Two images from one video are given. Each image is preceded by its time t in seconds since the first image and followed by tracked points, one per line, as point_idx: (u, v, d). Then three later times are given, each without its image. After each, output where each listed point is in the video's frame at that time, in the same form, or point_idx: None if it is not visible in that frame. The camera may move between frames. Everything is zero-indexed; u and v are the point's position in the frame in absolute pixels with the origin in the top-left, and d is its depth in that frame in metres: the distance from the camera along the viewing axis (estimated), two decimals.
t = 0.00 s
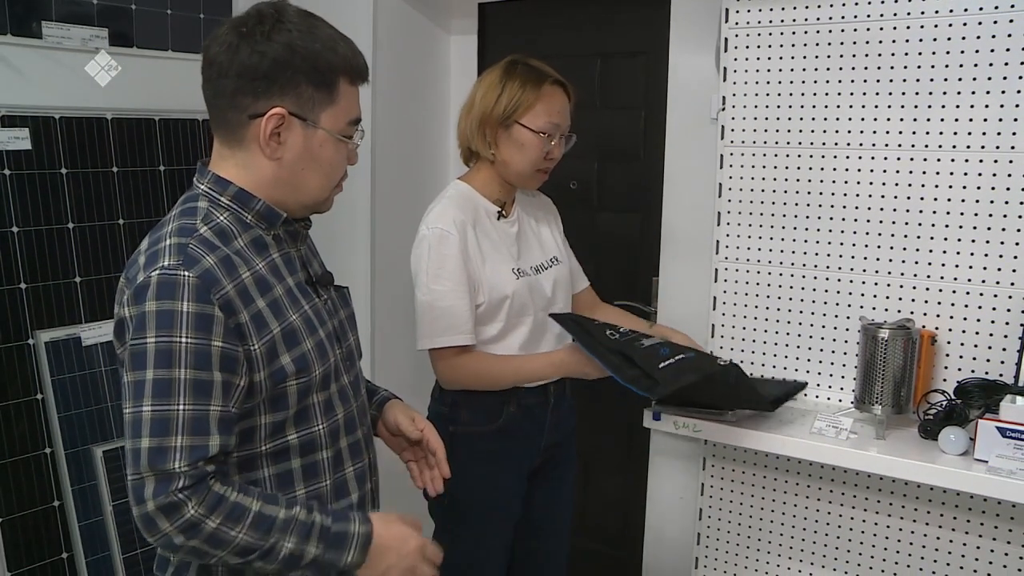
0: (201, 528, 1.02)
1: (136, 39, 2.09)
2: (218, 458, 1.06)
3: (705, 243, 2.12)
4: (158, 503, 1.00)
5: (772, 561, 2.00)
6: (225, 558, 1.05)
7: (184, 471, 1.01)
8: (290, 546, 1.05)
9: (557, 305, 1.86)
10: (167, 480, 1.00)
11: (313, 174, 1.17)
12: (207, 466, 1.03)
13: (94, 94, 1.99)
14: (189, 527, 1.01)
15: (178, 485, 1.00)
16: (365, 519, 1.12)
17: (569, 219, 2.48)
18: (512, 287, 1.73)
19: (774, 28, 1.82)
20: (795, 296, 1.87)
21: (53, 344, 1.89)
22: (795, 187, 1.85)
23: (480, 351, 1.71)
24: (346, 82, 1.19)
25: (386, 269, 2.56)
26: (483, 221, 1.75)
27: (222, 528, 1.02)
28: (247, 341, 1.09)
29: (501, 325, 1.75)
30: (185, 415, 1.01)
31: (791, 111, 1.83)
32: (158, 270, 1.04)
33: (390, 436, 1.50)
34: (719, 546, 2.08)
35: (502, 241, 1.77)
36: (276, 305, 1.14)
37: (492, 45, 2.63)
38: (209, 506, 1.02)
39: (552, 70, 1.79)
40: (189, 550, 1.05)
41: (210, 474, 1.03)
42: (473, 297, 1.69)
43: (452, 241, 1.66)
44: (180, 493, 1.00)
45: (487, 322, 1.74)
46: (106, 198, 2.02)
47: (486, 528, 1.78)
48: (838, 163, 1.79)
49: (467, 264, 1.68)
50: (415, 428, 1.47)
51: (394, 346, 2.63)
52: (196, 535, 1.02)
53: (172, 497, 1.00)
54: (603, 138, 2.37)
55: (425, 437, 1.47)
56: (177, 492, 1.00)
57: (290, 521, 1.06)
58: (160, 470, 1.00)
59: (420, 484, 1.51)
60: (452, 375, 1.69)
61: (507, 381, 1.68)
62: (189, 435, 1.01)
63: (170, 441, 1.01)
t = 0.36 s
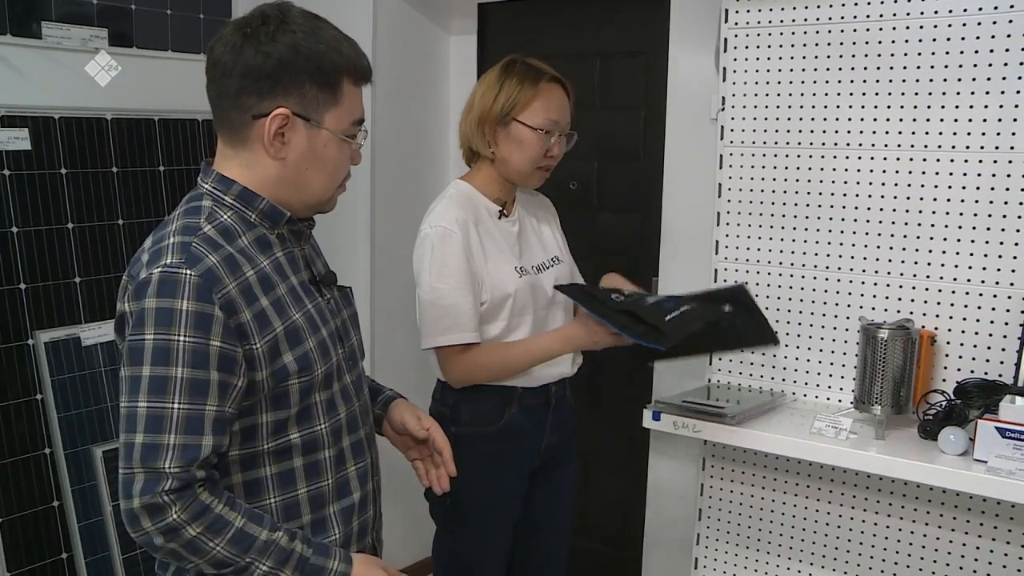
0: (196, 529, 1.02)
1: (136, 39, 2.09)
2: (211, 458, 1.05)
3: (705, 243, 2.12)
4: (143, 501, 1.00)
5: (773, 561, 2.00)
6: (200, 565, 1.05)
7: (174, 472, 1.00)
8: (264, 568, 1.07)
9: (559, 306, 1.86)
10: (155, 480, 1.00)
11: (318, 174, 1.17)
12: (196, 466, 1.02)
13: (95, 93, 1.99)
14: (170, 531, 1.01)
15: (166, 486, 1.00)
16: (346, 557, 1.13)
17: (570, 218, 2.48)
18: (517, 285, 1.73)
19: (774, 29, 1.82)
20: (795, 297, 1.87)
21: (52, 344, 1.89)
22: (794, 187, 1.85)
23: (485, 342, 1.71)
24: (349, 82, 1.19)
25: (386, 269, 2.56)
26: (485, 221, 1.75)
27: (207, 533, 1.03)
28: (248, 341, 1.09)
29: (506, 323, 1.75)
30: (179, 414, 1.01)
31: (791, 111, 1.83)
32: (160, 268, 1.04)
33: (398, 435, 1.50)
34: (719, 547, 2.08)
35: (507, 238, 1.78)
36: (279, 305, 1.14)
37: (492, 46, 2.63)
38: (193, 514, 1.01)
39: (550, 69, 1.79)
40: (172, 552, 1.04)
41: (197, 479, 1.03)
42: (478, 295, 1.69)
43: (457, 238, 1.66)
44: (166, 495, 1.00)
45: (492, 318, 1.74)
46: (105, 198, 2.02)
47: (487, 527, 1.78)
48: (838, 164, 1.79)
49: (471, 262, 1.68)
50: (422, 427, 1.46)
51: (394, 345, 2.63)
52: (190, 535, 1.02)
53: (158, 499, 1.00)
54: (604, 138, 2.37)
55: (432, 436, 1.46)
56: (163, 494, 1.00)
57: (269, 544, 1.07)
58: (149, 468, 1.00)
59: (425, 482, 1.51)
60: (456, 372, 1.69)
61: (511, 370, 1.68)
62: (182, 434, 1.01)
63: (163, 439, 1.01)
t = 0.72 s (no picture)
0: (198, 529, 1.02)
1: (136, 39, 2.09)
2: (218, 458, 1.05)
3: (705, 244, 2.12)
4: (156, 500, 1.00)
5: (772, 562, 1.99)
6: (215, 561, 1.05)
7: (186, 470, 1.00)
8: (279, 559, 1.07)
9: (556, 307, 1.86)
10: (167, 479, 1.00)
11: (318, 174, 1.17)
12: (207, 464, 1.02)
13: (95, 94, 1.99)
14: (184, 528, 1.01)
15: (178, 485, 1.00)
16: (358, 543, 1.13)
17: (570, 218, 2.48)
18: (507, 287, 1.73)
19: (773, 30, 1.82)
20: (795, 298, 1.87)
21: (52, 345, 1.89)
22: (794, 188, 1.85)
23: (467, 341, 1.70)
24: (348, 82, 1.19)
25: (385, 269, 2.56)
26: (481, 222, 1.74)
27: (217, 531, 1.03)
28: (252, 339, 1.09)
29: (496, 328, 1.75)
30: (188, 412, 1.01)
31: (791, 113, 1.83)
32: (163, 267, 1.04)
33: (400, 435, 1.49)
34: (719, 548, 2.08)
35: (499, 240, 1.77)
36: (282, 303, 1.14)
37: (491, 47, 2.63)
38: (206, 510, 1.02)
39: (547, 70, 1.79)
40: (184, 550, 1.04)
41: (209, 476, 1.03)
42: (468, 296, 1.68)
43: (447, 240, 1.65)
44: (178, 494, 1.00)
45: (484, 320, 1.74)
46: (105, 199, 2.02)
47: (487, 527, 1.78)
48: (838, 165, 1.79)
49: (461, 262, 1.67)
50: (426, 427, 1.45)
51: (394, 345, 2.63)
52: (191, 535, 1.02)
53: (171, 498, 1.00)
54: (603, 138, 2.37)
55: (435, 436, 1.46)
56: (176, 493, 1.00)
57: (284, 535, 1.07)
58: (160, 468, 1.00)
59: (427, 481, 1.51)
60: (440, 375, 1.71)
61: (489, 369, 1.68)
62: (192, 432, 1.01)
63: (173, 437, 1.01)
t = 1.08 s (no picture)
0: (196, 533, 1.01)
1: (135, 41, 2.09)
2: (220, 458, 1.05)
3: (704, 246, 2.13)
4: (160, 500, 1.00)
5: (770, 564, 2.00)
6: (219, 561, 1.05)
7: (189, 470, 1.01)
8: (283, 558, 1.07)
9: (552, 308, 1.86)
10: (171, 479, 1.00)
11: (319, 175, 1.17)
12: (210, 463, 1.02)
13: (95, 95, 1.99)
14: (187, 528, 1.01)
15: (182, 485, 1.00)
16: (361, 541, 1.13)
17: (570, 220, 2.48)
18: (503, 287, 1.73)
19: (772, 32, 1.83)
20: (794, 300, 1.87)
21: (51, 346, 1.89)
22: (794, 190, 1.85)
23: (461, 340, 1.70)
24: (349, 83, 1.19)
25: (384, 271, 2.56)
26: (477, 224, 1.75)
27: (221, 531, 1.03)
28: (254, 340, 1.09)
29: (492, 329, 1.75)
30: (191, 412, 1.01)
31: (791, 115, 1.83)
32: (166, 268, 1.04)
33: (400, 437, 1.49)
34: (717, 550, 2.08)
35: (496, 242, 1.77)
36: (284, 304, 1.14)
37: (491, 51, 2.63)
38: (210, 510, 1.02)
39: (543, 73, 1.80)
40: (188, 550, 1.04)
41: (213, 476, 1.03)
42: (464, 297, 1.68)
43: (443, 241, 1.65)
44: (182, 494, 1.00)
45: (480, 321, 1.74)
46: (105, 201, 2.02)
47: (486, 529, 1.78)
48: (837, 167, 1.79)
49: (457, 264, 1.67)
50: (426, 429, 1.45)
51: (393, 347, 2.63)
52: (194, 536, 1.02)
53: (174, 498, 1.00)
54: (603, 140, 2.37)
55: (435, 437, 1.46)
56: (179, 493, 1.00)
57: (288, 533, 1.07)
58: (164, 468, 1.00)
59: (428, 482, 1.51)
60: (436, 375, 1.72)
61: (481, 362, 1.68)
62: (196, 432, 1.01)
63: (177, 437, 1.01)
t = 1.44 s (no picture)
0: (195, 534, 1.01)
1: (134, 44, 2.09)
2: (219, 459, 1.05)
3: (703, 247, 2.14)
4: (158, 501, 1.00)
5: (770, 566, 2.00)
6: (217, 562, 1.05)
7: (187, 471, 1.01)
8: (281, 559, 1.07)
9: (548, 310, 1.86)
10: (169, 481, 1.00)
11: (318, 177, 1.17)
12: (209, 465, 1.02)
13: (94, 96, 2.00)
14: (186, 530, 1.01)
15: (180, 486, 1.00)
16: (360, 541, 1.13)
17: (568, 221, 2.48)
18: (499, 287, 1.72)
19: (771, 34, 1.83)
20: (793, 301, 1.87)
21: (50, 348, 1.89)
22: (792, 192, 1.85)
23: (457, 341, 1.71)
24: (349, 86, 1.19)
25: (383, 273, 2.56)
26: (471, 226, 1.75)
27: (219, 532, 1.03)
28: (253, 342, 1.08)
29: (486, 331, 1.74)
30: (189, 413, 1.01)
31: (789, 117, 1.83)
32: (164, 270, 1.04)
33: (399, 439, 1.48)
34: (716, 551, 2.08)
35: (492, 242, 1.77)
36: (282, 306, 1.14)
37: (491, 52, 2.63)
38: (208, 512, 1.02)
39: (539, 75, 1.80)
40: (187, 551, 1.04)
41: (211, 478, 1.03)
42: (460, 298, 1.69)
43: (438, 242, 1.66)
44: (180, 495, 1.00)
45: (476, 322, 1.74)
46: (104, 202, 2.02)
47: (485, 530, 1.78)
48: (836, 169, 1.79)
49: (453, 266, 1.67)
50: (425, 431, 1.44)
51: (392, 349, 2.63)
52: (193, 537, 1.02)
53: (172, 499, 1.00)
54: (601, 142, 2.38)
55: (435, 440, 1.45)
56: (177, 494, 1.00)
57: (285, 535, 1.07)
58: (161, 470, 1.00)
59: (427, 484, 1.51)
60: (428, 377, 1.70)
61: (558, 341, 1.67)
62: (193, 433, 1.01)
63: (174, 439, 1.01)
